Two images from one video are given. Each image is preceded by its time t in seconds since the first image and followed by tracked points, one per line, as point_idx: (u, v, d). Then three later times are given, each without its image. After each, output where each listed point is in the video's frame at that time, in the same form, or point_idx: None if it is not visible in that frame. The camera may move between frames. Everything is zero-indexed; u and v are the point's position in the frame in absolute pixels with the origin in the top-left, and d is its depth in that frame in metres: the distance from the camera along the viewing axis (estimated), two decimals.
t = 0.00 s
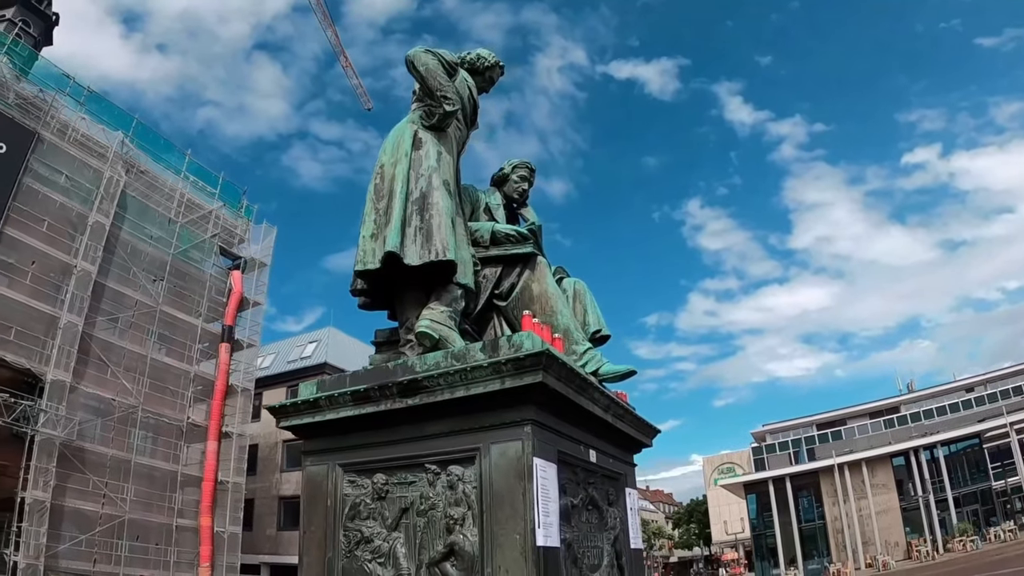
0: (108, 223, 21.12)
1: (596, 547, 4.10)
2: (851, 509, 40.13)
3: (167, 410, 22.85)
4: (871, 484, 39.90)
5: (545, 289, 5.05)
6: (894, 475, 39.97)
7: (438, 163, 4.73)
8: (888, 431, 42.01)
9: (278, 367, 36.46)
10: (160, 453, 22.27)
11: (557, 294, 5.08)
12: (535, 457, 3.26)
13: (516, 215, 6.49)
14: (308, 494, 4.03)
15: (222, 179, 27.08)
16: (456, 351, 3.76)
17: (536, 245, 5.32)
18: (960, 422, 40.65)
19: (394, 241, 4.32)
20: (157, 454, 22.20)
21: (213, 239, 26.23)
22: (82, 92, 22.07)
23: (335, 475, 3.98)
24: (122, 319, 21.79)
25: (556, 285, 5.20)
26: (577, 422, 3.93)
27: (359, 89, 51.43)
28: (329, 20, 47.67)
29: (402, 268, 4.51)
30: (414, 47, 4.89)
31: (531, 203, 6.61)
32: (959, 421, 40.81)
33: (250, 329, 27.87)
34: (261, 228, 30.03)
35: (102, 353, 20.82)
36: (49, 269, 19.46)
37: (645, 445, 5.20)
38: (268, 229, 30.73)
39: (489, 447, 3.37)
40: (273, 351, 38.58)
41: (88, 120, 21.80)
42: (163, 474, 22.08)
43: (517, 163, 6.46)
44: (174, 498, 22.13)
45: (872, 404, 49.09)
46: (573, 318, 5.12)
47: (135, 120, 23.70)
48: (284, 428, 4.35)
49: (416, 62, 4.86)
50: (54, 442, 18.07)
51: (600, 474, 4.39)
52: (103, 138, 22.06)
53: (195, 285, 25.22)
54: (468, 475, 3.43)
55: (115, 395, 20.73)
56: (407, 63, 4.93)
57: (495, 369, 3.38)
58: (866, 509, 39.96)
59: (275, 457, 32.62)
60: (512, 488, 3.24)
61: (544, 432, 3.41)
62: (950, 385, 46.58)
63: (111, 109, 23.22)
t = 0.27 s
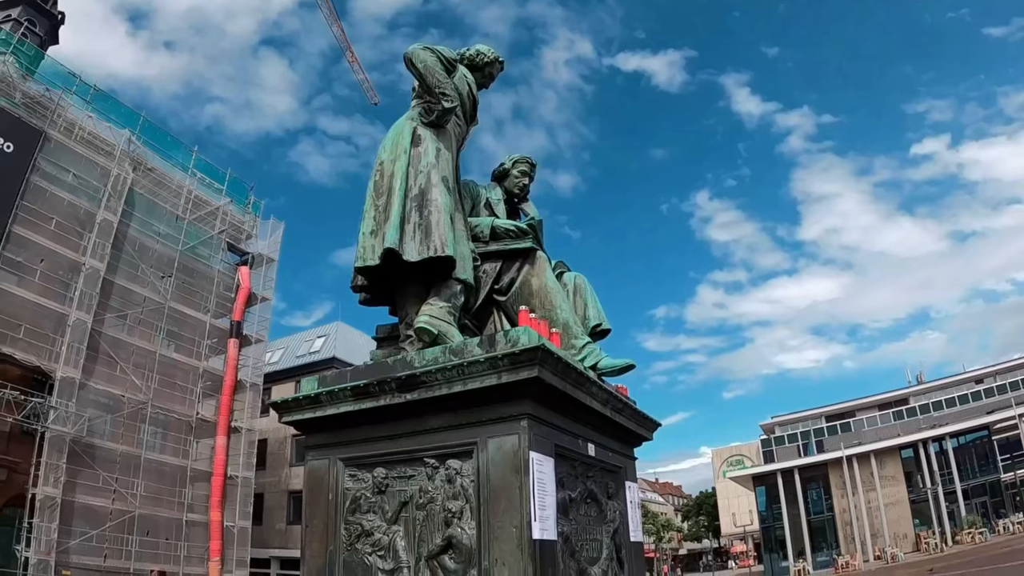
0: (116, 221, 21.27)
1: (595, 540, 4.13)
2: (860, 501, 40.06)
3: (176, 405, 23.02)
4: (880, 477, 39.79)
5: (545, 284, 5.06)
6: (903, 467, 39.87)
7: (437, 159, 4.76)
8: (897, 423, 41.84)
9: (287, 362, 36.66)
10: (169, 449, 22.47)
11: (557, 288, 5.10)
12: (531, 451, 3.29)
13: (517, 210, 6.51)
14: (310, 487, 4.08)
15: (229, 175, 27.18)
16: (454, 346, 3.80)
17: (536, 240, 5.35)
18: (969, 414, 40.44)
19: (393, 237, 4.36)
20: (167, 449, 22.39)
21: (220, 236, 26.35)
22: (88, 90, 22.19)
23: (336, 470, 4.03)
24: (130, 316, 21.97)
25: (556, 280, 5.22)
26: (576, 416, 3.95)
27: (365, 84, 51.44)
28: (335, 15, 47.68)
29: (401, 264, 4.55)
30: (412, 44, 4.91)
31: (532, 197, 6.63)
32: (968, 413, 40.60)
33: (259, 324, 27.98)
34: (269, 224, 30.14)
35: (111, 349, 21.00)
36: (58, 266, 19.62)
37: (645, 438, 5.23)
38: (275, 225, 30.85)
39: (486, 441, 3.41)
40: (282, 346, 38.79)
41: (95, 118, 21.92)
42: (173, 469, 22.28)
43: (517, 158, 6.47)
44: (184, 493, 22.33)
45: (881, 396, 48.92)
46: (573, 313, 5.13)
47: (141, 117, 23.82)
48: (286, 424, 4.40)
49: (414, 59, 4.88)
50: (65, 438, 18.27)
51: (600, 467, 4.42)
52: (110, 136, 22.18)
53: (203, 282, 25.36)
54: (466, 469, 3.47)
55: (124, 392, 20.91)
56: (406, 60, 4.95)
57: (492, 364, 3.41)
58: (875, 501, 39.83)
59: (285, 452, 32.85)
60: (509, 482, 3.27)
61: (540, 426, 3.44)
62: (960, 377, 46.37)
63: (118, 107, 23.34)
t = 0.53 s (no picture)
0: (121, 217, 21.36)
1: (591, 535, 4.16)
2: (866, 494, 39.97)
3: (182, 401, 23.15)
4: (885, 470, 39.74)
5: (542, 280, 5.08)
6: (908, 461, 39.82)
7: (434, 157, 4.77)
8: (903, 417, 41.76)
9: (292, 357, 36.82)
10: (175, 444, 22.62)
11: (555, 285, 5.12)
12: (525, 447, 3.33)
13: (516, 206, 6.52)
14: (309, 483, 4.12)
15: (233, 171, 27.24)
16: (449, 343, 3.83)
17: (534, 237, 5.37)
18: (975, 408, 40.29)
19: (390, 235, 4.39)
20: (173, 445, 22.54)
21: (225, 231, 26.42)
22: (92, 88, 22.24)
23: (335, 465, 4.06)
24: (135, 312, 22.09)
25: (553, 277, 5.24)
26: (571, 412, 3.98)
27: (369, 79, 51.47)
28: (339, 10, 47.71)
29: (398, 261, 4.57)
30: (409, 42, 4.92)
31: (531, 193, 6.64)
32: (973, 407, 40.45)
33: (264, 319, 28.10)
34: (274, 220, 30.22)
35: (117, 345, 21.14)
36: (64, 263, 19.74)
37: (643, 434, 5.25)
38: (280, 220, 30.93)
39: (481, 437, 3.45)
40: (287, 341, 38.95)
41: (99, 115, 21.98)
42: (179, 464, 22.43)
43: (516, 154, 6.48)
44: (190, 488, 22.47)
45: (887, 389, 48.81)
46: (570, 309, 5.15)
47: (145, 114, 23.87)
48: (286, 419, 4.44)
49: (411, 57, 4.89)
50: (71, 435, 18.34)
51: (596, 462, 4.45)
52: (114, 133, 22.25)
53: (208, 277, 25.47)
54: (461, 465, 3.51)
55: (130, 388, 21.04)
56: (403, 58, 4.96)
57: (486, 361, 3.45)
58: (880, 495, 39.78)
59: (291, 446, 33.03)
60: (503, 478, 3.31)
61: (535, 423, 3.47)
62: (965, 370, 46.23)
63: (122, 104, 23.39)
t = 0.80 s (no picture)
0: (125, 214, 21.45)
1: (586, 531, 4.20)
2: (870, 489, 39.88)
3: (187, 396, 23.27)
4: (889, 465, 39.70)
5: (538, 277, 5.10)
6: (912, 456, 39.76)
7: (430, 155, 4.80)
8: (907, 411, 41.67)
9: (297, 352, 36.96)
10: (181, 439, 22.74)
11: (551, 282, 5.15)
12: (516, 445, 3.37)
13: (514, 203, 6.54)
14: (307, 478, 4.17)
15: (237, 167, 27.30)
16: (444, 340, 3.86)
17: (530, 234, 5.40)
18: (981, 402, 40.06)
19: (386, 233, 4.42)
20: (178, 440, 22.68)
21: (229, 227, 26.50)
22: (96, 85, 22.31)
23: (332, 461, 4.11)
24: (140, 307, 22.23)
25: (550, 273, 5.26)
26: (565, 408, 4.02)
27: (373, 74, 51.45)
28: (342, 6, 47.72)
29: (394, 259, 4.60)
30: (405, 41, 4.94)
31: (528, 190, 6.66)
32: (979, 402, 40.23)
33: (268, 315, 28.18)
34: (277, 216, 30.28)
35: (122, 341, 21.28)
36: (69, 260, 19.84)
37: (640, 430, 5.28)
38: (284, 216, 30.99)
39: (474, 435, 3.49)
40: (292, 336, 39.09)
41: (103, 113, 22.06)
42: (185, 459, 22.56)
43: (514, 151, 6.50)
44: (196, 483, 22.60)
45: (892, 383, 48.69)
46: (566, 305, 5.18)
47: (149, 111, 23.93)
48: (284, 416, 4.48)
49: (407, 56, 4.91)
50: (77, 430, 18.51)
51: (591, 458, 4.49)
52: (118, 130, 22.32)
53: (212, 273, 25.58)
54: (456, 461, 3.55)
55: (135, 383, 21.17)
56: (399, 57, 4.98)
57: (479, 359, 3.48)
58: (885, 490, 39.80)
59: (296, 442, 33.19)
60: (496, 474, 3.35)
61: (527, 419, 3.51)
62: (971, 364, 46.07)
63: (125, 101, 23.45)
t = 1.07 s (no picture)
0: (133, 212, 21.61)
1: (582, 528, 4.26)
2: (878, 486, 39.87)
3: (195, 393, 23.44)
4: (897, 462, 39.57)
5: (535, 276, 5.15)
6: (920, 453, 39.60)
7: (428, 156, 4.85)
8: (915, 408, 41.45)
9: (305, 349, 37.13)
10: (189, 436, 22.92)
11: (548, 281, 5.20)
12: (510, 442, 3.43)
13: (514, 202, 6.59)
14: (307, 476, 4.24)
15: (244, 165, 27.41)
16: (440, 340, 3.93)
17: (528, 234, 5.44)
18: (991, 397, 39.56)
19: (384, 234, 4.48)
20: (187, 437, 22.85)
21: (237, 225, 26.63)
22: (103, 84, 22.46)
23: (331, 459, 4.18)
24: (148, 305, 22.43)
25: (547, 272, 5.31)
26: (560, 406, 4.07)
27: (380, 71, 51.48)
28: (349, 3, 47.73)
29: (393, 259, 4.66)
30: (403, 43, 4.99)
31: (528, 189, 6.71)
32: (990, 397, 39.69)
33: (276, 312, 28.31)
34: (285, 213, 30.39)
35: (131, 339, 21.47)
36: (77, 259, 20.01)
37: (638, 427, 5.33)
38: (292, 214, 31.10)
39: (469, 433, 3.55)
40: (300, 333, 39.27)
41: (110, 112, 22.21)
42: (193, 456, 22.74)
43: (513, 151, 6.54)
44: (204, 480, 22.78)
45: (900, 379, 48.47)
46: (563, 305, 5.23)
47: (156, 109, 24.09)
48: (285, 414, 4.55)
49: (405, 58, 4.96)
50: (86, 427, 18.72)
51: (587, 456, 4.55)
52: (126, 128, 22.47)
53: (220, 271, 25.74)
54: (451, 459, 3.62)
55: (144, 380, 21.35)
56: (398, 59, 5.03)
57: (473, 358, 3.54)
58: (892, 486, 39.76)
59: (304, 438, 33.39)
60: (489, 472, 3.41)
61: (521, 418, 3.57)
62: (979, 360, 45.79)
63: (133, 100, 23.61)
